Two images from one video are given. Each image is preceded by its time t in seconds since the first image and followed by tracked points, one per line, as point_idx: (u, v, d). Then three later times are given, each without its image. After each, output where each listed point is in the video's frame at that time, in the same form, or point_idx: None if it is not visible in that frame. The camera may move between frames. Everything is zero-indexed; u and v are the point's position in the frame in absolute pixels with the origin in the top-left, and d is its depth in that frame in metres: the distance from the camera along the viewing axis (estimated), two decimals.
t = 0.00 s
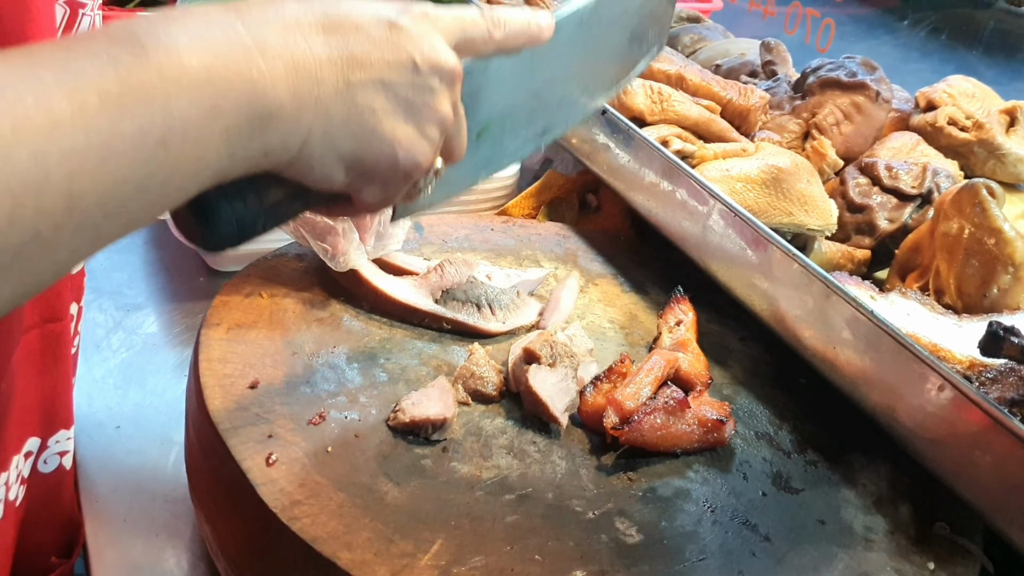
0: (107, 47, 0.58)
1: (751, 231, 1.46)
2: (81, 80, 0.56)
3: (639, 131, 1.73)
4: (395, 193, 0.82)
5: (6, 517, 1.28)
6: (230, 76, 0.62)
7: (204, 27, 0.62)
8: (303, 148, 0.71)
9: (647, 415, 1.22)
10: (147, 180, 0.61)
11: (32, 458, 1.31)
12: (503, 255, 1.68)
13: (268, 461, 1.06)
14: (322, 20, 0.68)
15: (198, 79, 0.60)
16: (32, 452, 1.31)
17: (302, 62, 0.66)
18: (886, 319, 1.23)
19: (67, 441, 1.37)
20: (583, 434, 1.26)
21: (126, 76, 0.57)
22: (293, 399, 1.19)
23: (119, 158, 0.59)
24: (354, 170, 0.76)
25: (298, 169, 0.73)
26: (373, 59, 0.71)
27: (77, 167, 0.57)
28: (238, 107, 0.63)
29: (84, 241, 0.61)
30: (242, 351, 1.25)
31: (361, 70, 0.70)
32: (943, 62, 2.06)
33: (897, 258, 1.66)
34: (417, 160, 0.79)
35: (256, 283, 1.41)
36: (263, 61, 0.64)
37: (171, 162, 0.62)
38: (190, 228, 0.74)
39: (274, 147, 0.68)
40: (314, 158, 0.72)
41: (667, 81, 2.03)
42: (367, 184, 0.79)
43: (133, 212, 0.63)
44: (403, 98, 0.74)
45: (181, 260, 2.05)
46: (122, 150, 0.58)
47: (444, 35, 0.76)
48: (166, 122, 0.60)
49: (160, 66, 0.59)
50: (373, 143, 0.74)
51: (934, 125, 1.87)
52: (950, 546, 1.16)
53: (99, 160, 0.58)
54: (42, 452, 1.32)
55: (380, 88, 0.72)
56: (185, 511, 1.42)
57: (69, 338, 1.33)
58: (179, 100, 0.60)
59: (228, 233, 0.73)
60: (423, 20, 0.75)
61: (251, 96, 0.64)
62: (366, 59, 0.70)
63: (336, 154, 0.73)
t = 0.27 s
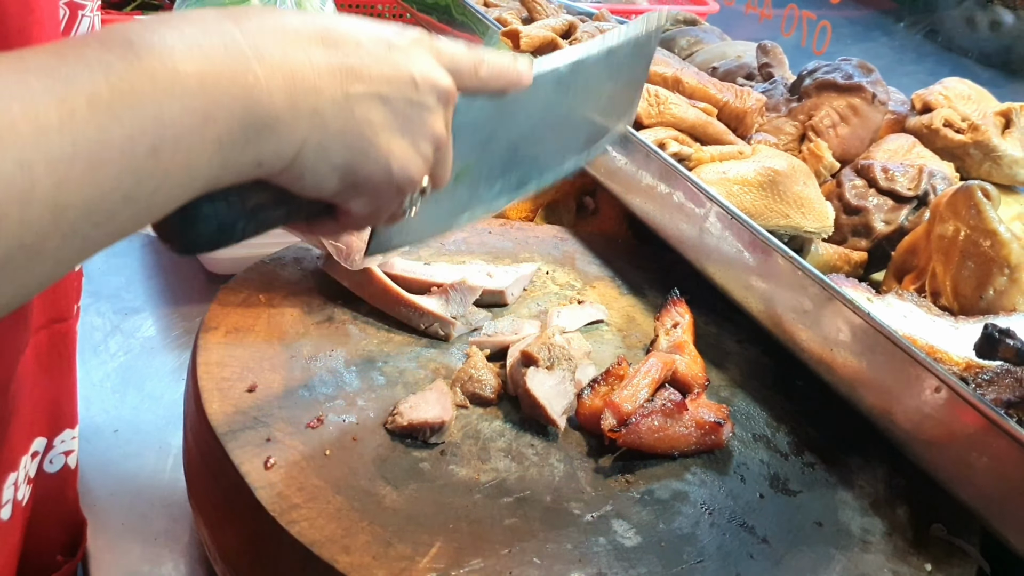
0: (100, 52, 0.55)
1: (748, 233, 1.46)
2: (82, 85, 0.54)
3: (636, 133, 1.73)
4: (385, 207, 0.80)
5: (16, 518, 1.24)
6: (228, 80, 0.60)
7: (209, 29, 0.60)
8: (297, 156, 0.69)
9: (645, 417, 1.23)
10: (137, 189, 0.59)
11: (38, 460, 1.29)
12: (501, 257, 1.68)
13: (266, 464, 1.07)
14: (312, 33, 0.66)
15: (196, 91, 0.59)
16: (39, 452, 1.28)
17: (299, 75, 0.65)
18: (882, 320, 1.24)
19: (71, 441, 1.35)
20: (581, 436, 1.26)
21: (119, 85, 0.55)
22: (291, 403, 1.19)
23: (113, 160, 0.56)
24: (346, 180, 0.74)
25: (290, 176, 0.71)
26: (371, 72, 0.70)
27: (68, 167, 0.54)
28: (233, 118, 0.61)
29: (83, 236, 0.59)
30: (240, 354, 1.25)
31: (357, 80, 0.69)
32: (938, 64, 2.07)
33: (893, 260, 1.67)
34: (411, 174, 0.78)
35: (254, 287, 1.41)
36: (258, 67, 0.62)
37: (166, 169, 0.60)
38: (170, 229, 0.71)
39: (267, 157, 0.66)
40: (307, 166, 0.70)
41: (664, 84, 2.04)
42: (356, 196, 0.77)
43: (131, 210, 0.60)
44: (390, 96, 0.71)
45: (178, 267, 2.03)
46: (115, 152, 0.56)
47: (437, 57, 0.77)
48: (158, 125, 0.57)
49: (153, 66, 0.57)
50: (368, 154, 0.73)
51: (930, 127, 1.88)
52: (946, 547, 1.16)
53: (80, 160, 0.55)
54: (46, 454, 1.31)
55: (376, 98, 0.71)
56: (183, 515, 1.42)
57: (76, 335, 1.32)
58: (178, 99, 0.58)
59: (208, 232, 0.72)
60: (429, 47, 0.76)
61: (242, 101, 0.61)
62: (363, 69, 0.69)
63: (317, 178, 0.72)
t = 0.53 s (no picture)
0: (112, 90, 0.61)
1: (747, 235, 1.46)
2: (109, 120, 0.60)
3: (635, 134, 1.73)
4: (356, 267, 0.88)
5: (20, 520, 1.26)
6: (228, 135, 0.66)
7: (211, 78, 0.67)
8: (285, 212, 0.75)
9: (644, 419, 1.23)
10: (137, 234, 0.64)
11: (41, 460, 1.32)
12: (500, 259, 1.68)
13: (266, 467, 1.06)
14: (302, 96, 0.74)
15: (201, 133, 0.64)
16: (42, 454, 1.31)
17: (293, 131, 0.71)
18: (882, 322, 1.24)
19: (75, 442, 1.36)
20: (580, 436, 1.26)
21: (129, 129, 0.61)
22: (291, 405, 1.19)
23: (119, 196, 0.61)
24: (324, 238, 0.81)
25: (276, 228, 0.76)
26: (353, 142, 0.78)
27: (78, 197, 0.59)
28: (233, 168, 0.67)
29: (92, 264, 0.63)
30: (239, 357, 1.25)
31: (343, 142, 0.77)
32: (936, 65, 2.07)
33: (892, 261, 1.66)
34: (385, 238, 0.86)
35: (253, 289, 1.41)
36: (261, 123, 0.69)
37: (165, 213, 0.64)
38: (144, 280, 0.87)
39: (260, 209, 0.72)
40: (292, 222, 0.76)
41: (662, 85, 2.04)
42: (332, 256, 0.84)
43: (139, 247, 0.65)
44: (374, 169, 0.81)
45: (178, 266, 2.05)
46: (119, 190, 0.61)
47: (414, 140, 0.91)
48: (162, 169, 0.62)
49: (164, 110, 0.63)
50: (349, 214, 0.80)
51: (928, 129, 1.88)
52: (947, 548, 1.16)
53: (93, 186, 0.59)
54: (50, 454, 1.33)
55: (363, 163, 0.79)
56: (183, 517, 1.42)
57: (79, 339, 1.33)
58: (184, 142, 0.63)
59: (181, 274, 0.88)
60: (409, 131, 0.90)
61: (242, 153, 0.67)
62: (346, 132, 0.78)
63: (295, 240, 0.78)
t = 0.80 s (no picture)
0: (70, 141, 0.66)
1: (748, 235, 1.46)
2: (79, 168, 0.65)
3: (634, 135, 1.73)
4: (314, 311, 0.91)
5: (19, 531, 1.22)
6: (184, 180, 0.70)
7: (169, 130, 0.72)
8: (238, 259, 0.78)
9: (645, 419, 1.23)
10: (93, 272, 0.67)
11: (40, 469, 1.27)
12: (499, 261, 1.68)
13: (266, 469, 1.06)
14: (259, 143, 0.78)
15: (166, 190, 0.69)
16: (42, 463, 1.27)
17: (251, 183, 0.75)
18: (883, 322, 1.24)
19: (74, 450, 1.33)
20: (581, 437, 1.26)
21: (93, 177, 0.65)
22: (291, 407, 1.19)
23: (76, 242, 0.65)
24: (278, 285, 0.84)
25: (230, 276, 0.79)
26: (315, 184, 0.82)
27: (45, 233, 0.63)
28: (187, 215, 0.71)
29: (36, 314, 0.66)
30: (238, 358, 1.24)
31: (300, 189, 0.80)
32: (934, 66, 2.07)
33: (891, 261, 1.66)
34: (340, 283, 0.88)
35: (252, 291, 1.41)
36: (216, 161, 0.73)
37: (121, 256, 0.68)
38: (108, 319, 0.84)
39: (214, 254, 0.75)
40: (247, 269, 0.79)
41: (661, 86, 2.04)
42: (288, 300, 0.87)
43: (91, 293, 0.69)
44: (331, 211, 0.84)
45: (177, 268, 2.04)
46: (77, 240, 0.65)
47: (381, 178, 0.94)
48: (118, 215, 0.67)
49: (122, 159, 0.67)
50: (301, 261, 0.82)
51: (927, 130, 1.88)
52: (948, 548, 1.16)
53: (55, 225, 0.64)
54: (49, 462, 1.29)
55: (320, 212, 0.82)
56: (182, 520, 1.42)
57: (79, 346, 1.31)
58: (150, 193, 0.68)
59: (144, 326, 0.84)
60: (371, 166, 0.92)
61: (194, 206, 0.71)
62: (308, 181, 0.81)
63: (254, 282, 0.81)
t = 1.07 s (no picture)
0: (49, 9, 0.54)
1: (743, 235, 1.46)
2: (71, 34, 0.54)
3: (630, 136, 1.73)
4: (370, 167, 0.75)
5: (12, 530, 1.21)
6: (185, 36, 0.58)
7: None
8: (271, 116, 0.65)
9: (642, 419, 1.23)
10: (97, 155, 0.58)
11: (35, 469, 1.26)
12: (496, 261, 1.68)
13: (263, 470, 1.06)
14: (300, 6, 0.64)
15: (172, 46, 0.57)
16: (37, 463, 1.25)
17: (269, 27, 0.62)
18: (880, 323, 1.24)
19: (69, 451, 1.32)
20: (579, 437, 1.26)
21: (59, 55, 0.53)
22: (287, 408, 1.19)
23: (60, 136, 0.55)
24: (325, 141, 0.70)
25: (264, 138, 0.67)
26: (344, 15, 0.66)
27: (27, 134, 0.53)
28: (200, 70, 0.59)
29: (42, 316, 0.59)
30: (234, 360, 1.24)
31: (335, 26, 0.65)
32: (930, 66, 2.07)
33: (887, 261, 1.67)
34: (396, 133, 0.73)
35: (248, 292, 1.41)
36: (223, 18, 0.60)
37: (125, 133, 0.58)
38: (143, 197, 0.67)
39: (238, 116, 0.63)
40: (284, 125, 0.66)
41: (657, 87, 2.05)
42: (340, 158, 0.72)
43: (98, 172, 0.59)
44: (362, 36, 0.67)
45: (172, 270, 2.03)
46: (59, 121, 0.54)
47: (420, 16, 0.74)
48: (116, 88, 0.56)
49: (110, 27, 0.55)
50: (348, 108, 0.68)
51: (923, 129, 1.87)
52: (945, 547, 1.16)
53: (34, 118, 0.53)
54: (45, 463, 1.27)
55: (354, 52, 0.67)
56: (179, 522, 1.43)
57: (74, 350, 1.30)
58: (143, 56, 0.56)
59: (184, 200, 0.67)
60: None
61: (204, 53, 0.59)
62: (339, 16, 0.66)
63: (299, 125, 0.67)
